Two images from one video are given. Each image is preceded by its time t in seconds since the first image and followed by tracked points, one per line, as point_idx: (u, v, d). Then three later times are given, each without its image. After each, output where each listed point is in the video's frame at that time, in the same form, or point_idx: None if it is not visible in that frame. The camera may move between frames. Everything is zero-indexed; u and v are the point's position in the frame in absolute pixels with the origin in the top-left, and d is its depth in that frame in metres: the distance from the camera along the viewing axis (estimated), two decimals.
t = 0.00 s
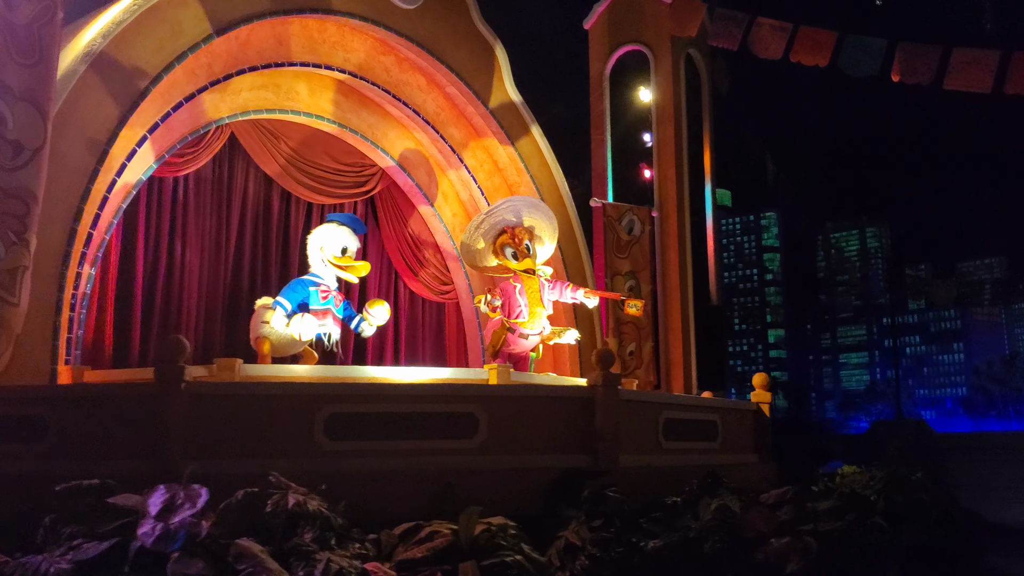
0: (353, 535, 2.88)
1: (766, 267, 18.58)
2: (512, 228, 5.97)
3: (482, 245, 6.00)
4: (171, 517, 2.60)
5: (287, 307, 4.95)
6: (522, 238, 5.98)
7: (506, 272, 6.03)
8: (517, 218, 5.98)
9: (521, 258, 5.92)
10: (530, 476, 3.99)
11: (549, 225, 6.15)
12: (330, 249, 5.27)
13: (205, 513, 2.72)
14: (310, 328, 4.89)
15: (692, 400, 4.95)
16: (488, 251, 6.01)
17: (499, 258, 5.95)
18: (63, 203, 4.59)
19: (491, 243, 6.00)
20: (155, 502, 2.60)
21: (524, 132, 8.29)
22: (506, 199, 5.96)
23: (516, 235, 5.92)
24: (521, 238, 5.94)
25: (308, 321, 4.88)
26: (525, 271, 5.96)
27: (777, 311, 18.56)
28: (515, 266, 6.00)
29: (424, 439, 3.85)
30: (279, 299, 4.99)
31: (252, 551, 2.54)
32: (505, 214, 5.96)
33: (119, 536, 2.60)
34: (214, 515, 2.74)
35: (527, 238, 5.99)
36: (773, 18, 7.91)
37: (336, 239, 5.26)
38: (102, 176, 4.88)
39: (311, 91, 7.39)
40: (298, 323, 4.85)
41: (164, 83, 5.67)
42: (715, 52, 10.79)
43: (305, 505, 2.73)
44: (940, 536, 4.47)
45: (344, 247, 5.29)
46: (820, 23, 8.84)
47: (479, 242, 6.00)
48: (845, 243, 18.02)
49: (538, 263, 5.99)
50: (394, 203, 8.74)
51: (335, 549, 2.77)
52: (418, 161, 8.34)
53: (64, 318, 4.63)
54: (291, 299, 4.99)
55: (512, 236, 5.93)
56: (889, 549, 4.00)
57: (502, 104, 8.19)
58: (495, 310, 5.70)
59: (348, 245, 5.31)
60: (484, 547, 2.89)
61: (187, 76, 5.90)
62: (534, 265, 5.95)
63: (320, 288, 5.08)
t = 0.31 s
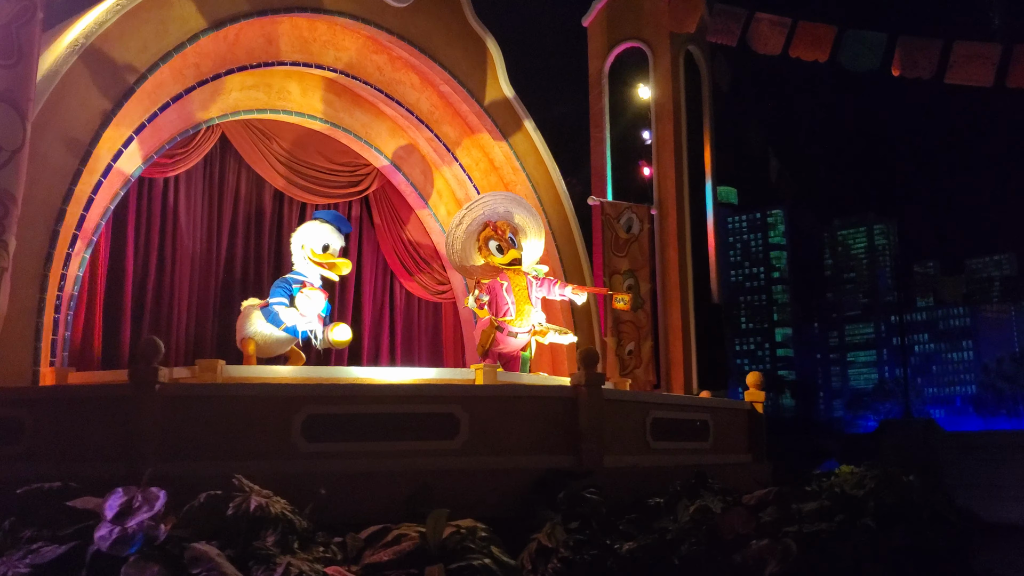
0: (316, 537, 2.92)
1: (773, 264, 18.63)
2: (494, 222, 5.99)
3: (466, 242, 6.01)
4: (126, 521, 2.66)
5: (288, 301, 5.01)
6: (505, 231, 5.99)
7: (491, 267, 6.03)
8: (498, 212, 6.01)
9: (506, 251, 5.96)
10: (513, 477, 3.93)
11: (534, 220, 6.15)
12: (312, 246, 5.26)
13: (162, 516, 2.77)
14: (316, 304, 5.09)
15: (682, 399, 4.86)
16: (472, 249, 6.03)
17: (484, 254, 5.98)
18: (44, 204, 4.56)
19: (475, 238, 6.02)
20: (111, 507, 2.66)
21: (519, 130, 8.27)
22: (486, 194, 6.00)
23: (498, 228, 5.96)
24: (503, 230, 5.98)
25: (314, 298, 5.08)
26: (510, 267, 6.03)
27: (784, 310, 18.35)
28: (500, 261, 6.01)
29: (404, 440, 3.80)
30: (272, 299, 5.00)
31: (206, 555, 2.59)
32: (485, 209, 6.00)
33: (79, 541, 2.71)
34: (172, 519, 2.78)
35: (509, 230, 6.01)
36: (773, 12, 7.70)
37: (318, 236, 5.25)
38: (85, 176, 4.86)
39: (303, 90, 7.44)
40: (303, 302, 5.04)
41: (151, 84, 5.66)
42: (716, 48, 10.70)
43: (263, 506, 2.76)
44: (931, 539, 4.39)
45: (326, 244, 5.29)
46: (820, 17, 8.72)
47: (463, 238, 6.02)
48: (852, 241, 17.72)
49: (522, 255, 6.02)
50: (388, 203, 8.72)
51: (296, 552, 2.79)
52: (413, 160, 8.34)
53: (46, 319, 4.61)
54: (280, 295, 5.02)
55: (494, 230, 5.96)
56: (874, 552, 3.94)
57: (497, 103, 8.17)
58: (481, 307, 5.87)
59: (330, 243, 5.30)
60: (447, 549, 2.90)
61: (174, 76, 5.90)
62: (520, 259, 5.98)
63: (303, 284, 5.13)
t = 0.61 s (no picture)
0: (285, 538, 2.97)
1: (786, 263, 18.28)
2: (485, 219, 6.10)
3: (460, 240, 6.14)
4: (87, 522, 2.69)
5: (270, 304, 4.99)
6: (497, 226, 6.07)
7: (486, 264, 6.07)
8: (490, 209, 6.16)
9: (498, 246, 6.00)
10: (499, 480, 3.87)
11: (525, 219, 6.25)
12: (296, 246, 5.32)
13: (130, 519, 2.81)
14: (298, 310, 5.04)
15: (677, 400, 4.80)
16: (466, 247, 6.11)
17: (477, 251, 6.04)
18: (35, 204, 4.59)
19: (468, 235, 6.12)
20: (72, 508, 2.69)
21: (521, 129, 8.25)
22: (479, 191, 6.16)
23: (490, 223, 6.04)
24: (495, 226, 6.06)
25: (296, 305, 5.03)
26: (505, 264, 6.07)
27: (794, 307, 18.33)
28: (494, 257, 6.05)
29: (388, 440, 3.76)
30: (258, 300, 5.01)
31: (165, 557, 2.60)
32: (477, 206, 6.15)
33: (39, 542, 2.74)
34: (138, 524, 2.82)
35: (501, 225, 6.09)
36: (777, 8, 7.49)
37: (300, 235, 5.31)
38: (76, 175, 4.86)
39: (302, 89, 7.44)
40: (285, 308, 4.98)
41: (144, 84, 5.66)
42: (724, 45, 10.59)
43: (232, 508, 2.82)
44: (930, 544, 4.31)
45: (309, 242, 5.34)
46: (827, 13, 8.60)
47: (457, 235, 6.14)
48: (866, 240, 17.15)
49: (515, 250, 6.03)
50: (389, 202, 8.69)
51: (265, 554, 2.82)
52: (414, 159, 8.32)
53: (36, 319, 4.64)
54: (268, 295, 5.03)
55: (486, 225, 6.06)
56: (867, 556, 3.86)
57: (498, 101, 8.15)
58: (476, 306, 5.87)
59: (313, 240, 5.36)
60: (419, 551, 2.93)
61: (169, 75, 5.91)
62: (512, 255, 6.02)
63: (291, 284, 5.13)
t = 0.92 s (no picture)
0: (259, 540, 2.98)
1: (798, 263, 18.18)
2: (481, 217, 6.08)
3: (456, 240, 6.11)
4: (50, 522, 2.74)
5: (245, 305, 5.08)
6: (493, 224, 6.05)
7: (484, 263, 6.04)
8: (486, 208, 6.10)
9: (495, 243, 5.98)
10: (484, 482, 3.82)
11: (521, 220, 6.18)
12: (281, 249, 5.40)
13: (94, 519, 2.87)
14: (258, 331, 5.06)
15: (671, 400, 4.74)
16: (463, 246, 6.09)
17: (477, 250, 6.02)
18: (24, 205, 4.59)
19: (464, 235, 6.10)
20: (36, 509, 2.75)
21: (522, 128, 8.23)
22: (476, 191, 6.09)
23: (485, 221, 6.02)
24: (491, 224, 6.05)
25: (255, 326, 5.05)
26: (501, 261, 6.03)
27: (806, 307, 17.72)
28: (489, 255, 6.02)
29: (373, 441, 3.72)
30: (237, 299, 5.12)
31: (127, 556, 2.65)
32: (473, 204, 6.11)
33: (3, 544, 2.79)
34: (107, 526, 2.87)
35: (497, 223, 6.06)
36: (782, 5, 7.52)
37: (280, 236, 5.38)
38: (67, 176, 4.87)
39: (300, 90, 7.43)
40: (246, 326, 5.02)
41: (139, 85, 5.67)
42: (730, 42, 10.47)
43: (198, 510, 2.83)
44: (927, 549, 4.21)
45: (292, 243, 5.41)
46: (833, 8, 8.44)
47: (452, 234, 6.10)
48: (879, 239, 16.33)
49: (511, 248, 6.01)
50: (390, 202, 8.67)
51: (232, 556, 2.82)
52: (414, 159, 8.30)
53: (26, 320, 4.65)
54: (248, 298, 5.11)
55: (482, 223, 6.03)
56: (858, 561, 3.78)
57: (499, 100, 8.12)
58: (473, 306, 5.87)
59: (295, 242, 5.42)
60: (391, 552, 2.90)
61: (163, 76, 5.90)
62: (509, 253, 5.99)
63: (278, 284, 5.23)
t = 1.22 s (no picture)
0: (228, 539, 2.99)
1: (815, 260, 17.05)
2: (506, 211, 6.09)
3: (476, 226, 6.04)
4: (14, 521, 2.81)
5: (237, 307, 5.11)
6: (518, 222, 6.08)
7: (493, 256, 6.01)
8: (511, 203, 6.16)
9: (515, 238, 5.98)
10: (470, 482, 3.78)
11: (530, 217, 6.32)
12: (269, 252, 5.44)
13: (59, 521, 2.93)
14: (259, 321, 5.05)
15: (666, 399, 4.68)
16: (480, 236, 6.04)
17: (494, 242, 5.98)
18: (17, 205, 4.60)
19: (485, 225, 6.04)
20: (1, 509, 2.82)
21: (526, 126, 8.21)
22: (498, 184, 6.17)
23: (512, 216, 6.04)
24: (514, 219, 6.05)
25: (256, 314, 5.04)
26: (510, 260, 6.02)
27: (827, 306, 17.48)
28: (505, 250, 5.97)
29: (355, 441, 3.69)
30: (228, 301, 5.14)
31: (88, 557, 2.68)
32: (503, 197, 6.14)
33: None
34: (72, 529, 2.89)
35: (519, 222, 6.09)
36: None
37: (265, 237, 5.43)
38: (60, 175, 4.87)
39: (301, 89, 7.43)
40: (246, 317, 5.03)
41: (134, 85, 5.67)
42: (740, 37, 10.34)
43: (164, 510, 2.84)
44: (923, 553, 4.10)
45: (277, 244, 5.44)
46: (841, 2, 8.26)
47: (474, 222, 6.05)
48: (896, 234, 15.69)
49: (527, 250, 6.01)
50: (393, 201, 8.66)
51: (197, 557, 2.82)
52: (417, 157, 8.28)
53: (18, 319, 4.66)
54: (239, 298, 5.15)
55: (507, 218, 6.03)
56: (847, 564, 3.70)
57: (502, 97, 8.09)
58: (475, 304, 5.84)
59: (279, 243, 5.45)
60: (362, 553, 2.89)
61: (159, 76, 5.92)
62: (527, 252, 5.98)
63: (268, 284, 5.23)
